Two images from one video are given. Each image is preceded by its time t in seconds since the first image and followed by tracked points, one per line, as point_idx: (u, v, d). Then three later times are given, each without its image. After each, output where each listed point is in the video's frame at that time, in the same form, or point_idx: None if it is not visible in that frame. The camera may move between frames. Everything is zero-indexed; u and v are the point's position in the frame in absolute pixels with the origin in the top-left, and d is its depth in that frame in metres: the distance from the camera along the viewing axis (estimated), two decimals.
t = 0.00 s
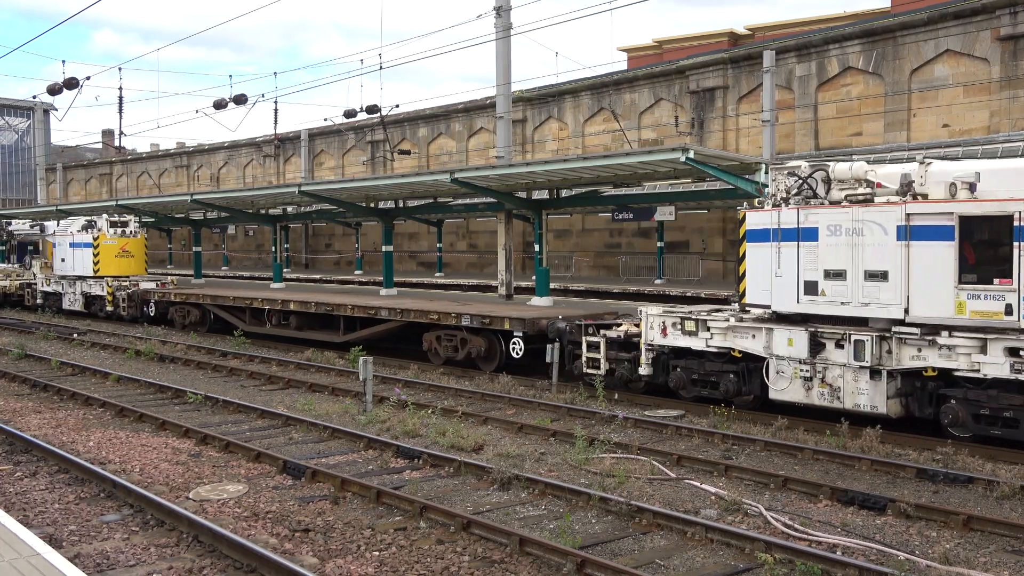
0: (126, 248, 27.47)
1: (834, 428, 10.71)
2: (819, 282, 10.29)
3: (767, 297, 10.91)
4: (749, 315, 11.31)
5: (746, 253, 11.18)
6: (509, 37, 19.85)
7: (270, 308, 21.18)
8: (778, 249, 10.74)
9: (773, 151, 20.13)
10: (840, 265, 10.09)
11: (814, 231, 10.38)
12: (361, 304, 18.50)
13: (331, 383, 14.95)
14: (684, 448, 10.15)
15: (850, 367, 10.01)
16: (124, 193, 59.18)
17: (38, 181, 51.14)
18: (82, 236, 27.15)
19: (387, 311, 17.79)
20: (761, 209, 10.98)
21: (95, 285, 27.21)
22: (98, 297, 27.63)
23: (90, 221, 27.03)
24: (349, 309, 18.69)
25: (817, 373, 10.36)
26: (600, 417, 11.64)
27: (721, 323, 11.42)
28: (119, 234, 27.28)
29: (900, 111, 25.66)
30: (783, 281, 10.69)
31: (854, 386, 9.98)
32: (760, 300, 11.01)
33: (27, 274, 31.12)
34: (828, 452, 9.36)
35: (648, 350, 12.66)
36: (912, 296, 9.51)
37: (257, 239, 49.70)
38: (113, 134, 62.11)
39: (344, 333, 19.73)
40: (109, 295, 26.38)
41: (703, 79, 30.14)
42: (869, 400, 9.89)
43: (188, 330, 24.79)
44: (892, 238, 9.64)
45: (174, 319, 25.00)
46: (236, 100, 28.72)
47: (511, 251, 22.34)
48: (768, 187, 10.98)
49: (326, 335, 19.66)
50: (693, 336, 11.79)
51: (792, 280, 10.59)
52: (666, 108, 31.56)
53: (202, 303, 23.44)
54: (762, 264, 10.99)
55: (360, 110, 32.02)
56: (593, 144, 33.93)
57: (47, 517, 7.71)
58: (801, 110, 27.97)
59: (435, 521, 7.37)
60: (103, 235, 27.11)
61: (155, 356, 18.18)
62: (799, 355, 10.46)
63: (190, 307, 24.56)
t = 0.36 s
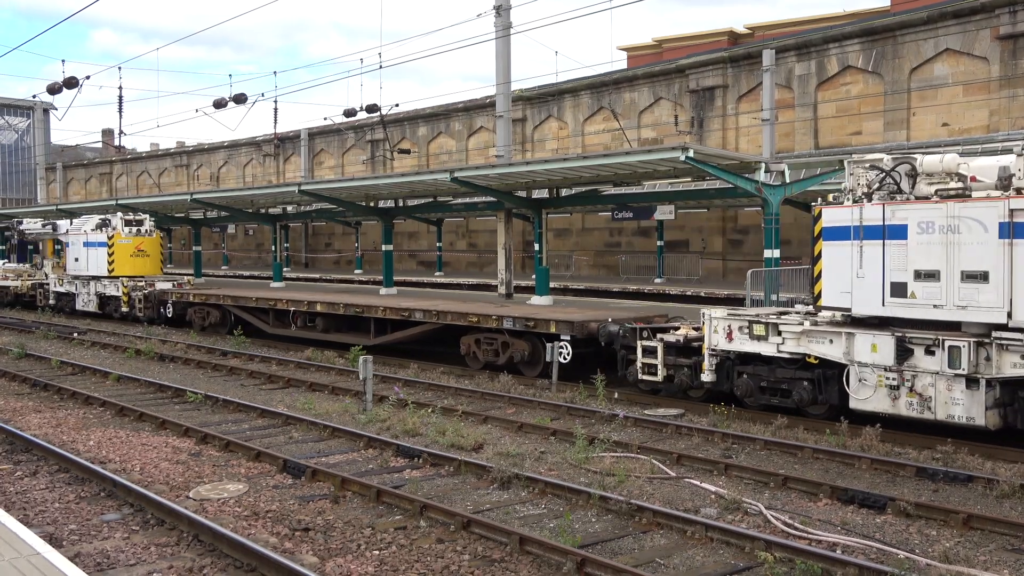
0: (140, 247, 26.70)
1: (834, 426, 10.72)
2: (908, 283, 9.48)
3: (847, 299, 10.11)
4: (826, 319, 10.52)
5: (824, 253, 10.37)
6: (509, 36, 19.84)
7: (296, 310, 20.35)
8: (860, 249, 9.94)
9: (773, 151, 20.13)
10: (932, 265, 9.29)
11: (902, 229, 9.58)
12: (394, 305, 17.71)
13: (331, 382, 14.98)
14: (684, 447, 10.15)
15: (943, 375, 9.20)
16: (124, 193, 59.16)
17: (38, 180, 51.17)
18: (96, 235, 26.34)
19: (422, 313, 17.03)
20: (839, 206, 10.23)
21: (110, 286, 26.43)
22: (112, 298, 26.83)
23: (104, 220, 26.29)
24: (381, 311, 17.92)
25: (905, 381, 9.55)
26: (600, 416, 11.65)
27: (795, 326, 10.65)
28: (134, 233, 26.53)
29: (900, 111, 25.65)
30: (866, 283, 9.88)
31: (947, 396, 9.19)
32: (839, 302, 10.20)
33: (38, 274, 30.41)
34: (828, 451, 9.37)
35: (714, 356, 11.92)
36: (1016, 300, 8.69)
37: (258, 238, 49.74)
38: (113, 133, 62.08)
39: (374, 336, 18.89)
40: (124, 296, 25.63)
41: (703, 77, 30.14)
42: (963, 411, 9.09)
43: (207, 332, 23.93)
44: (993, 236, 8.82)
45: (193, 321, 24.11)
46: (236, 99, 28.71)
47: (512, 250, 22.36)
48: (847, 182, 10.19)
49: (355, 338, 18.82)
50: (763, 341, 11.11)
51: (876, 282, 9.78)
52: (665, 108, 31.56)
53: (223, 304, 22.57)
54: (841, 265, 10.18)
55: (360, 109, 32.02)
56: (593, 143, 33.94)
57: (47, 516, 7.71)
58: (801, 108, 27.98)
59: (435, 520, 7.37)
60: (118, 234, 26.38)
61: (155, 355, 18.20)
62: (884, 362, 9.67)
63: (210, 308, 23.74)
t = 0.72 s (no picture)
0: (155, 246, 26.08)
1: (834, 425, 10.73)
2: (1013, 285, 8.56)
3: (940, 301, 9.14)
4: (914, 323, 9.64)
5: (911, 252, 9.40)
6: (508, 35, 19.82)
7: (323, 311, 19.48)
8: (956, 248, 8.98)
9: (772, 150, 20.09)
10: None
11: (1006, 226, 8.63)
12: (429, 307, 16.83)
13: (331, 381, 14.97)
14: (684, 446, 10.13)
15: None
16: (123, 192, 59.08)
17: (37, 179, 51.14)
18: (110, 234, 25.66)
19: (460, 314, 16.15)
20: (930, 200, 9.23)
21: (125, 286, 25.73)
22: (127, 298, 26.11)
23: (117, 218, 25.65)
24: (414, 313, 17.05)
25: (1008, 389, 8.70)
26: (599, 415, 11.64)
27: (879, 330, 9.80)
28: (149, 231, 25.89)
29: (900, 109, 25.66)
30: (962, 284, 8.93)
31: None
32: (929, 305, 9.25)
33: (49, 274, 29.77)
34: (827, 450, 9.36)
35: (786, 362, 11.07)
36: None
37: (257, 237, 49.72)
38: (112, 132, 62.02)
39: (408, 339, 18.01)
40: (140, 296, 24.96)
41: (702, 76, 30.12)
42: None
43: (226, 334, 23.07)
44: None
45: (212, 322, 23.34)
46: (236, 98, 28.69)
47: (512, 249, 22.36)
48: (936, 175, 9.22)
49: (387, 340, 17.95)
50: (843, 347, 10.23)
51: (974, 284, 8.84)
52: (665, 106, 31.53)
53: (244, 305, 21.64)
54: (931, 265, 9.21)
55: (360, 108, 32.00)
56: (593, 142, 33.93)
57: (46, 515, 7.70)
58: (801, 107, 27.97)
59: (434, 520, 7.37)
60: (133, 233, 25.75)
61: (155, 355, 18.17)
62: (983, 370, 8.81)
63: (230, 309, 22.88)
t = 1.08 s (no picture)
0: (172, 245, 25.14)
1: (833, 425, 10.73)
2: None
3: None
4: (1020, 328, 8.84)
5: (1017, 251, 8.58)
6: (508, 34, 19.81)
7: (352, 313, 18.64)
8: None
9: (772, 150, 20.05)
10: None
11: None
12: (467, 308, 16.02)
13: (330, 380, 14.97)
14: (683, 445, 10.13)
15: None
16: (122, 191, 59.04)
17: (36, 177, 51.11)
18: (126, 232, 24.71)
19: (502, 317, 15.32)
20: None
21: (141, 286, 24.81)
22: (144, 299, 25.20)
23: (133, 216, 24.73)
24: (451, 315, 16.23)
25: None
26: (599, 414, 11.64)
27: (980, 336, 9.00)
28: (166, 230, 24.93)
29: (899, 109, 25.65)
30: None
31: None
32: None
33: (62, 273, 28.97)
34: (826, 449, 9.36)
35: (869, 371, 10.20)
36: None
37: (257, 236, 49.72)
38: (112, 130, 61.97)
39: (443, 342, 17.19)
40: (157, 296, 24.04)
41: (702, 75, 30.11)
42: None
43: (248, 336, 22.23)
44: None
45: (234, 324, 22.49)
46: (235, 97, 28.67)
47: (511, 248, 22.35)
48: None
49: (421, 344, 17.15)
50: (936, 354, 9.41)
51: None
52: (665, 105, 31.52)
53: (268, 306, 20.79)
54: None
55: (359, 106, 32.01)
56: (593, 141, 33.93)
57: (45, 515, 7.70)
58: (800, 106, 27.95)
59: (434, 519, 7.37)
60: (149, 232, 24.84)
61: (154, 354, 18.13)
62: None
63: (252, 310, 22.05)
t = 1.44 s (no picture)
0: (189, 245, 24.10)
1: (833, 424, 10.74)
2: None
3: None
4: None
5: None
6: (507, 33, 19.82)
7: (385, 315, 17.75)
8: None
9: (772, 149, 20.03)
10: None
11: None
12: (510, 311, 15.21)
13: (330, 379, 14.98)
14: (683, 444, 10.14)
15: None
16: (121, 191, 58.99)
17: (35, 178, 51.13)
18: (142, 232, 23.68)
19: (549, 320, 14.44)
20: None
21: (158, 287, 23.86)
22: (161, 300, 24.26)
23: (149, 215, 23.70)
24: (492, 317, 15.45)
25: None
26: (598, 413, 11.65)
27: None
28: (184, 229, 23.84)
29: (898, 107, 25.65)
30: None
31: None
32: None
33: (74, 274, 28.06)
34: (826, 448, 9.37)
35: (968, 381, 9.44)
36: None
37: (256, 236, 49.73)
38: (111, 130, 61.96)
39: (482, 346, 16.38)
40: (175, 297, 23.10)
41: (701, 74, 30.11)
42: None
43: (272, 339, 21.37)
44: None
45: (256, 326, 21.53)
46: (235, 96, 28.67)
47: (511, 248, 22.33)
48: None
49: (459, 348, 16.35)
50: None
51: None
52: (664, 104, 31.53)
53: (293, 308, 19.92)
54: None
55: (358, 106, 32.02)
56: (591, 141, 33.95)
57: (45, 515, 7.70)
58: (800, 105, 27.97)
59: (434, 518, 7.37)
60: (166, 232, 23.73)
61: (154, 354, 18.11)
62: None
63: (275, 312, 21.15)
